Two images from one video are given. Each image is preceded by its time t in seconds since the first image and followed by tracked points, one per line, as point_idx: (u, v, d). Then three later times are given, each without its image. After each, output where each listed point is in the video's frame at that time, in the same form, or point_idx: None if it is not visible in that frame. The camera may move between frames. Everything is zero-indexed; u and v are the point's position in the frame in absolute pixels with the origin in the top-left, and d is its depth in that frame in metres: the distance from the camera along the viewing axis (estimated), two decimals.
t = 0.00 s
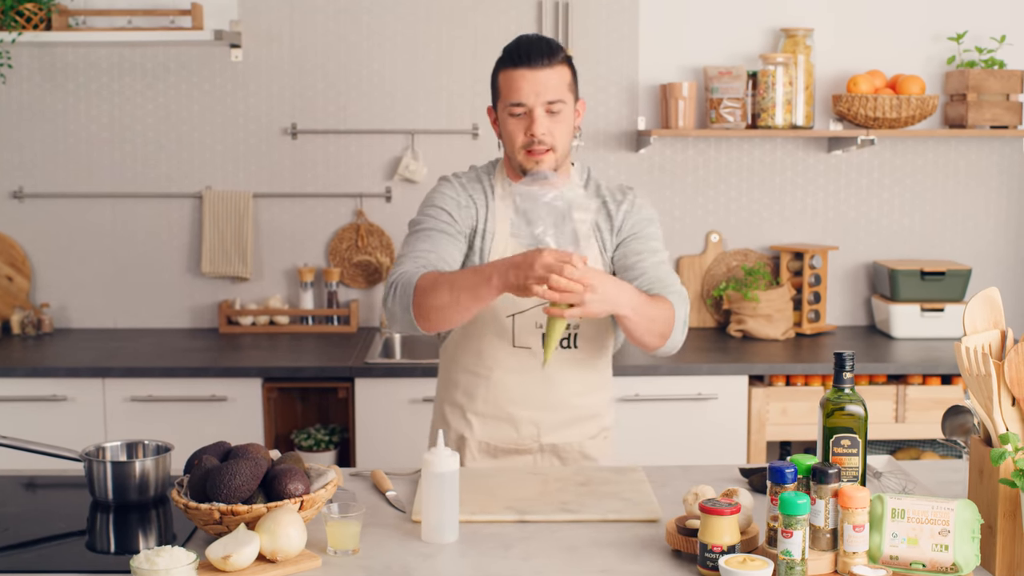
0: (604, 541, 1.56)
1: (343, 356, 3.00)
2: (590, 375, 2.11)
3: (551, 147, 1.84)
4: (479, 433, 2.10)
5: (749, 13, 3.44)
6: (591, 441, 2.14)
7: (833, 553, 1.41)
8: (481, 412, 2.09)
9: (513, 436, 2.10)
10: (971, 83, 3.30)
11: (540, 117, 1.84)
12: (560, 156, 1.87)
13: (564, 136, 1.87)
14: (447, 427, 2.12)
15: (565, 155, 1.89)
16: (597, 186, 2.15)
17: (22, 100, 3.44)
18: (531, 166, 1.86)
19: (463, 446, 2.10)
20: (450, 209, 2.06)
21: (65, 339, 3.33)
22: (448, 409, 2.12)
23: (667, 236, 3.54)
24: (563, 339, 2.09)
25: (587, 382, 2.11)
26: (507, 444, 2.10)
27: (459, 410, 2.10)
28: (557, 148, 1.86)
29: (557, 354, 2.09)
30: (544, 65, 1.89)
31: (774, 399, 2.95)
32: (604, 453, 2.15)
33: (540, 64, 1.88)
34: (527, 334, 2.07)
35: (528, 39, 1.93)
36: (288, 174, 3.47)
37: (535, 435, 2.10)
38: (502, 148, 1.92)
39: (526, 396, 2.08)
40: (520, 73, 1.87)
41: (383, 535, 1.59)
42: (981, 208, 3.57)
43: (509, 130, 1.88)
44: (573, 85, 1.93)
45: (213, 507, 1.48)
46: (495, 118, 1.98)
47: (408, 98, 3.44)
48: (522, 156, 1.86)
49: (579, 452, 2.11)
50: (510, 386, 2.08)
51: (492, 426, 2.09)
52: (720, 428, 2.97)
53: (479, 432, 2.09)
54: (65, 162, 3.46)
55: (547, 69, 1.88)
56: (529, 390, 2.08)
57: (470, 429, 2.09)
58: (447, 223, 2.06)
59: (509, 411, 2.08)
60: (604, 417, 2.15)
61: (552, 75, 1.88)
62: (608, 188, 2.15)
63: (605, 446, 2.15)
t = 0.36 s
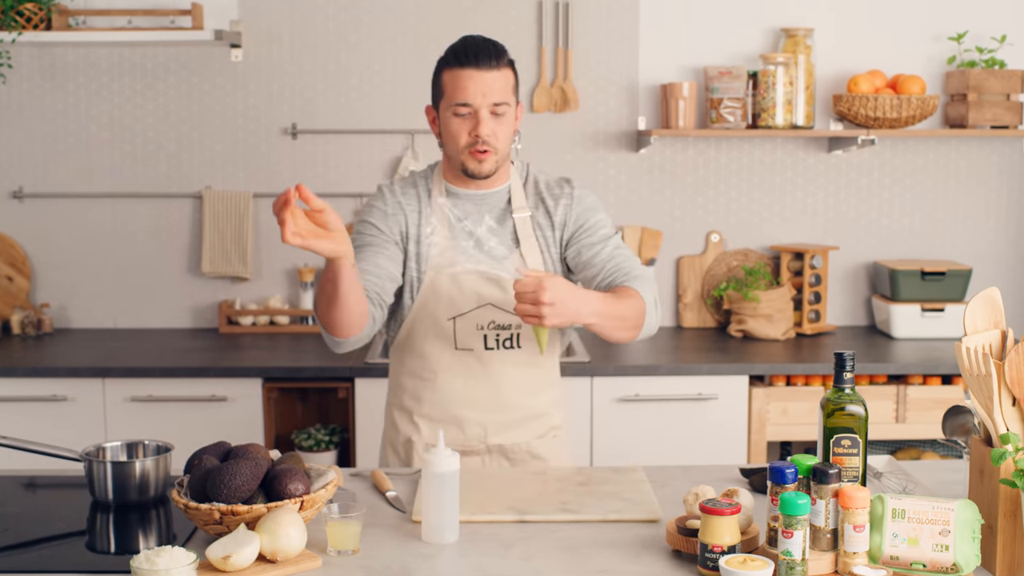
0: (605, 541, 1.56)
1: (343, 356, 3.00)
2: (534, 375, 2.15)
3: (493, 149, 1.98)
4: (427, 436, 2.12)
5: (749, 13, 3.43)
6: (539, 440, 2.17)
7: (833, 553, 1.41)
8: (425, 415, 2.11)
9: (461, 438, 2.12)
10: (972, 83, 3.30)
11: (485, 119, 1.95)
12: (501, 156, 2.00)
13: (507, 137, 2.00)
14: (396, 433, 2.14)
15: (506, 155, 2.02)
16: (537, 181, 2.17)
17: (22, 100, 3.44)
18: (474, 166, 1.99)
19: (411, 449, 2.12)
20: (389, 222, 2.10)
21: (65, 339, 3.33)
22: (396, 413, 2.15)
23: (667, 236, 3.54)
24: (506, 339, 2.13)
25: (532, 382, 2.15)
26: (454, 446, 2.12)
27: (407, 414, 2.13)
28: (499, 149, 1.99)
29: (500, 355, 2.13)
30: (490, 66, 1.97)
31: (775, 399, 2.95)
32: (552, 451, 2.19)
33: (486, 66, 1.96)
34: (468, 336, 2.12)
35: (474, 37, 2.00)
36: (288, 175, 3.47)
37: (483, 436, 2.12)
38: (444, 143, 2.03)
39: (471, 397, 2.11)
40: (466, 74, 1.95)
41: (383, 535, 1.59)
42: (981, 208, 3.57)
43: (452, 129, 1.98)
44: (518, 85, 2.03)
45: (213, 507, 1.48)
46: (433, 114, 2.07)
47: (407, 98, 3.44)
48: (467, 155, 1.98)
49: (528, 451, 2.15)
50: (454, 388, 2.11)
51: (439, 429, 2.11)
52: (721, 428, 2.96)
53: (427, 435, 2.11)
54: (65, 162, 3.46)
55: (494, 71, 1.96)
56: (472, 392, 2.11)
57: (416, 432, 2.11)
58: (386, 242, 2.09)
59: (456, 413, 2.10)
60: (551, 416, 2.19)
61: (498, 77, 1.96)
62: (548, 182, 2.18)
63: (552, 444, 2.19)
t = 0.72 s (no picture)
0: (605, 541, 1.56)
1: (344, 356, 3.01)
2: (517, 372, 2.12)
3: (476, 149, 2.03)
4: (411, 433, 2.12)
5: (749, 13, 3.44)
6: (524, 435, 2.16)
7: (833, 553, 1.41)
8: (408, 413, 2.11)
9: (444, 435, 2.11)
10: (972, 83, 3.30)
11: (466, 120, 2.01)
12: (483, 157, 2.06)
13: (489, 137, 2.05)
14: (381, 430, 2.15)
15: (488, 155, 2.07)
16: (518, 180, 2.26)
17: (23, 100, 3.44)
18: (456, 166, 2.04)
19: (395, 446, 2.12)
20: (363, 194, 2.17)
21: (65, 339, 3.34)
22: (381, 410, 2.15)
23: (667, 236, 3.54)
24: (489, 338, 2.09)
25: (515, 380, 2.12)
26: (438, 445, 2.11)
27: (391, 412, 2.13)
28: (482, 149, 2.04)
29: (482, 354, 2.09)
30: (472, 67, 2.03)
31: (774, 400, 2.95)
32: (537, 446, 2.18)
33: (468, 66, 2.01)
34: (449, 335, 2.08)
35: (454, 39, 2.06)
36: (288, 175, 3.47)
37: (466, 434, 2.11)
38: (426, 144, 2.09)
39: (454, 395, 2.09)
40: (448, 74, 2.01)
41: (383, 535, 1.59)
42: (981, 208, 3.57)
43: (434, 129, 2.04)
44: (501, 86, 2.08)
45: (214, 507, 1.48)
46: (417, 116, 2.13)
47: (407, 99, 3.44)
48: (449, 155, 2.04)
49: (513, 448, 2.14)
50: (437, 387, 2.09)
51: (422, 427, 2.11)
52: (720, 428, 2.97)
53: (411, 433, 2.11)
54: (65, 162, 3.47)
55: (476, 72, 2.02)
56: (454, 390, 2.09)
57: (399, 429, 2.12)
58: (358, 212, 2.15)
59: (438, 411, 2.09)
60: (535, 412, 2.17)
61: (480, 77, 2.02)
62: (527, 178, 2.26)
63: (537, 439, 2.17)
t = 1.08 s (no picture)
0: (604, 541, 1.56)
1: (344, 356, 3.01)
2: (552, 380, 2.12)
3: (528, 167, 1.90)
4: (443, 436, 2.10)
5: (749, 13, 3.44)
6: (555, 445, 2.15)
7: (832, 552, 1.42)
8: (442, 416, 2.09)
9: (477, 440, 2.10)
10: (971, 83, 3.30)
11: (520, 138, 1.87)
12: (533, 173, 1.93)
13: (542, 154, 1.92)
14: (411, 431, 2.13)
15: (539, 170, 1.94)
16: (564, 188, 2.14)
17: (23, 100, 3.44)
18: (505, 181, 1.92)
19: (426, 448, 2.11)
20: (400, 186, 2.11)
21: (65, 339, 3.34)
22: (412, 411, 2.13)
23: (667, 236, 3.54)
24: (527, 345, 2.08)
25: (550, 388, 2.12)
26: (471, 449, 2.10)
27: (423, 413, 2.11)
28: (533, 166, 1.91)
29: (521, 360, 2.08)
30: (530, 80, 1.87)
31: (774, 399, 2.95)
32: (567, 455, 2.17)
33: (525, 82, 1.86)
34: (488, 340, 2.07)
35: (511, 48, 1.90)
36: (288, 175, 3.48)
37: (499, 440, 2.10)
38: (477, 153, 1.96)
39: (489, 401, 2.08)
40: (504, 90, 1.86)
41: (383, 535, 1.59)
42: (981, 208, 3.57)
43: (487, 144, 1.90)
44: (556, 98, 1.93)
45: (214, 507, 1.48)
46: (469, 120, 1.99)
47: (408, 99, 3.44)
48: (500, 170, 1.91)
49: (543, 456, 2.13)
50: (473, 392, 2.08)
51: (455, 430, 2.09)
52: (720, 428, 2.97)
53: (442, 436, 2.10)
54: (66, 162, 3.47)
55: (535, 87, 1.86)
56: (490, 395, 2.08)
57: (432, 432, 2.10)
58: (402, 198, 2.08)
59: (473, 416, 2.08)
60: (567, 420, 2.16)
61: (538, 93, 1.87)
62: (573, 187, 2.14)
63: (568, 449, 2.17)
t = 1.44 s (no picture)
0: (604, 541, 1.56)
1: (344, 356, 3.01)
2: (594, 378, 2.08)
3: (549, 164, 1.88)
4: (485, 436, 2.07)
5: (749, 13, 3.44)
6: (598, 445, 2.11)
7: (832, 552, 1.42)
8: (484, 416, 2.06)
9: (519, 440, 2.06)
10: (971, 83, 3.31)
11: (535, 136, 1.84)
12: (557, 170, 1.90)
13: (563, 150, 1.89)
14: (451, 431, 2.10)
15: (563, 167, 1.91)
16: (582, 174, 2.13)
17: (23, 100, 3.44)
18: (527, 180, 1.90)
19: (467, 448, 2.08)
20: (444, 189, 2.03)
21: (65, 338, 3.34)
22: (452, 411, 2.10)
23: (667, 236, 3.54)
24: (568, 342, 2.05)
25: (592, 386, 2.08)
26: (513, 449, 2.07)
27: (464, 413, 2.08)
28: (556, 163, 1.89)
29: (563, 358, 2.05)
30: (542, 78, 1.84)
31: (773, 399, 2.95)
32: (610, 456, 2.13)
33: (536, 79, 1.83)
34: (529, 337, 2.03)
35: (523, 46, 1.88)
36: (288, 175, 3.48)
37: (541, 440, 2.07)
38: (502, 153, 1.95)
39: (530, 400, 2.05)
40: (516, 89, 1.84)
41: (383, 534, 1.59)
42: (981, 208, 3.57)
43: (505, 143, 1.89)
44: (574, 92, 1.89)
45: (214, 507, 1.48)
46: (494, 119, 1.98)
47: (408, 99, 3.45)
48: (520, 170, 1.89)
49: (585, 457, 2.08)
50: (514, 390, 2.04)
51: (497, 430, 2.06)
52: (720, 428, 2.97)
53: (484, 436, 2.07)
54: (66, 162, 3.47)
55: (546, 84, 1.83)
56: (531, 394, 2.05)
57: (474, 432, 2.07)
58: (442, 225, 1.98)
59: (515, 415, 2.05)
60: (610, 420, 2.12)
61: (551, 89, 1.84)
62: (591, 172, 2.14)
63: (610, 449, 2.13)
